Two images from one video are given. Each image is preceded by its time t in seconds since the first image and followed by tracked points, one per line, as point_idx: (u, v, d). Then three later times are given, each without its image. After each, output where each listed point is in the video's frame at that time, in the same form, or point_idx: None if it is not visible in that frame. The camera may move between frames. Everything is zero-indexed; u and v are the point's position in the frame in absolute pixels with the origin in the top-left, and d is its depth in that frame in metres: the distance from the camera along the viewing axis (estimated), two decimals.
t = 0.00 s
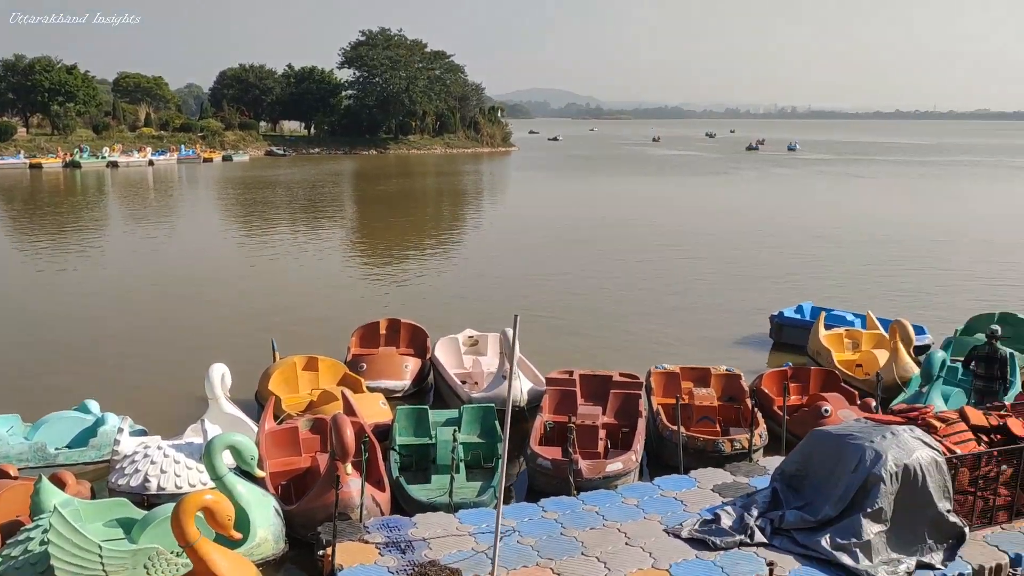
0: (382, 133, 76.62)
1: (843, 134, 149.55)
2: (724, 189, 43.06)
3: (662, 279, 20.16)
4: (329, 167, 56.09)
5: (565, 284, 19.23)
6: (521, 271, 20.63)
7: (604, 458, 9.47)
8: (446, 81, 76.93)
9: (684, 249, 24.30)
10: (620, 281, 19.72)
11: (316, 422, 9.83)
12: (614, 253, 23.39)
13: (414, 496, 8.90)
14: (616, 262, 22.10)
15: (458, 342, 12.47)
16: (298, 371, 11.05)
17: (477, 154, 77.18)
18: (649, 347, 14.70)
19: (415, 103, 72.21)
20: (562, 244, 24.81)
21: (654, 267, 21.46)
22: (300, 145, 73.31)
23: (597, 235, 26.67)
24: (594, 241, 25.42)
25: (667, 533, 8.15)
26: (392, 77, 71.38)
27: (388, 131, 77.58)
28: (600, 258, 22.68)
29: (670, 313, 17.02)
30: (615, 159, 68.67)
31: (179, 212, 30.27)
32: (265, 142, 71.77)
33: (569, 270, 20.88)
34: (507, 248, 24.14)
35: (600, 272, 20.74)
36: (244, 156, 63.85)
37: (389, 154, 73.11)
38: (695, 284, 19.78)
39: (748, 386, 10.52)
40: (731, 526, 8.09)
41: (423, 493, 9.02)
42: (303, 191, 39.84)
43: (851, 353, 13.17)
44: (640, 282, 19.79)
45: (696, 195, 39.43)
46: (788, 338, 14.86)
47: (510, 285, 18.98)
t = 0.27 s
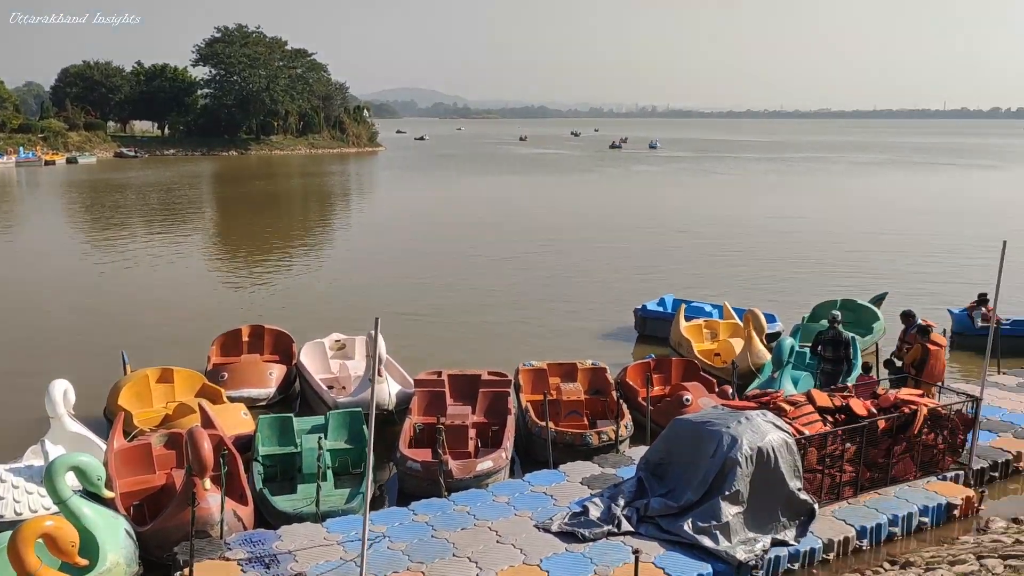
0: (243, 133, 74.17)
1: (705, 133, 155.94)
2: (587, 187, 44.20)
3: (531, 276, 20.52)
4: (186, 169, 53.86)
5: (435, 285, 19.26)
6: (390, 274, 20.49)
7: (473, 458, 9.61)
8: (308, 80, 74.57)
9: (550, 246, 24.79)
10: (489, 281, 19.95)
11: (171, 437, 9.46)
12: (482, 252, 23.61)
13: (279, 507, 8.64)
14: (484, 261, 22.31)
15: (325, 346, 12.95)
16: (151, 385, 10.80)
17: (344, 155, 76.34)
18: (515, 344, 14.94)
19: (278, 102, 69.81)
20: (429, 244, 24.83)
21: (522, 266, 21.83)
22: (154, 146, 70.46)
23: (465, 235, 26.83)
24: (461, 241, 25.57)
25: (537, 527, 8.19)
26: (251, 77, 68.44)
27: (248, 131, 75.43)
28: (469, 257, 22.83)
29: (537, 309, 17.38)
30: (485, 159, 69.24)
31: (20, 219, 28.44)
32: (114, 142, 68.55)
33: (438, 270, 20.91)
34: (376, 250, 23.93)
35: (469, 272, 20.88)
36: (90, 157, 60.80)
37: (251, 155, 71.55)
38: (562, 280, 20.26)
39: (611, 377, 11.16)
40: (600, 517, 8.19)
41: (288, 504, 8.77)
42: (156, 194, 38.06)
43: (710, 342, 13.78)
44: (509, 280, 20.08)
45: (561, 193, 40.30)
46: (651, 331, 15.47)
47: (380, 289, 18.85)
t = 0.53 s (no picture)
0: (107, 133, 70.95)
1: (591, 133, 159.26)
2: (467, 186, 44.59)
3: (416, 282, 20.54)
4: (43, 171, 50.96)
5: (320, 297, 18.97)
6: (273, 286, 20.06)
7: (358, 462, 9.59)
8: (175, 76, 72.39)
9: (435, 250, 24.92)
10: (376, 289, 19.82)
11: (30, 456, 8.87)
12: (367, 259, 23.41)
13: (151, 526, 8.21)
14: (370, 269, 22.13)
15: (200, 354, 12.65)
16: (6, 403, 10.26)
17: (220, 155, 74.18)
18: (400, 353, 14.90)
19: (144, 100, 66.87)
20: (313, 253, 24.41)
21: (408, 272, 21.78)
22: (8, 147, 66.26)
23: (349, 241, 26.55)
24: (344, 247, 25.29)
25: (423, 531, 8.00)
26: (113, 73, 65.76)
27: (112, 130, 72.10)
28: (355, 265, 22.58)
29: (423, 316, 17.39)
30: (370, 159, 68.64)
31: None
32: None
33: (323, 280, 20.61)
34: (256, 259, 23.34)
35: (355, 280, 20.71)
36: None
37: (118, 155, 68.49)
38: (449, 284, 20.33)
39: (496, 377, 11.38)
40: (486, 517, 8.06)
41: (161, 522, 8.35)
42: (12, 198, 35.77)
43: (592, 338, 14.12)
44: (395, 288, 20.00)
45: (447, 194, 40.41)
46: (534, 329, 15.75)
47: (263, 302, 18.42)
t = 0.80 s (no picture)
0: None
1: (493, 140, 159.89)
2: (367, 189, 44.02)
3: (316, 288, 20.09)
4: None
5: (212, 304, 18.24)
6: (161, 294, 19.15)
7: (256, 476, 9.24)
8: (53, 77, 68.41)
9: (334, 254, 24.45)
10: (272, 295, 19.22)
11: None
12: (263, 264, 22.71)
13: (32, 551, 7.60)
14: (266, 274, 21.47)
15: (84, 369, 11.89)
16: None
17: (104, 159, 70.57)
18: (297, 360, 14.49)
19: (19, 101, 62.78)
20: (204, 259, 23.49)
21: (306, 276, 21.25)
22: None
23: (244, 246, 25.74)
24: (237, 252, 24.43)
25: (326, 544, 7.73)
26: None
27: None
28: (250, 271, 21.85)
29: (323, 322, 17.03)
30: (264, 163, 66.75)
31: None
32: None
33: (216, 287, 19.86)
34: (142, 266, 22.24)
35: (251, 286, 20.07)
36: None
37: None
38: (348, 289, 19.93)
39: (397, 382, 11.14)
40: (391, 526, 7.84)
41: (43, 546, 7.76)
42: None
43: (496, 340, 14.08)
44: (292, 293, 19.45)
45: (347, 197, 39.77)
46: (438, 331, 15.58)
47: (150, 311, 17.56)
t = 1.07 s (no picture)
0: None
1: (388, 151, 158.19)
2: (260, 199, 42.79)
3: (208, 301, 19.33)
4: None
5: (93, 320, 17.24)
6: (35, 310, 17.98)
7: (144, 502, 8.72)
8: None
9: (226, 265, 23.62)
10: (159, 310, 18.36)
11: None
12: (150, 277, 21.71)
13: None
14: (153, 288, 20.52)
15: None
16: None
17: None
18: (189, 377, 13.89)
19: None
20: (85, 272, 22.26)
21: (196, 290, 20.42)
22: None
23: (129, 258, 24.55)
24: (122, 265, 23.24)
25: (220, 570, 7.36)
26: None
27: None
28: (135, 284, 20.85)
29: (216, 337, 16.39)
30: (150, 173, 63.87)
31: None
32: None
33: (99, 302, 18.82)
34: (14, 282, 20.81)
35: (137, 301, 19.14)
36: None
37: None
38: (242, 303, 19.25)
39: (295, 399, 10.89)
40: (290, 549, 7.53)
41: None
42: None
43: (396, 354, 13.90)
44: (182, 307, 18.64)
45: (238, 208, 38.52)
46: (335, 344, 15.18)
47: (23, 329, 16.44)
